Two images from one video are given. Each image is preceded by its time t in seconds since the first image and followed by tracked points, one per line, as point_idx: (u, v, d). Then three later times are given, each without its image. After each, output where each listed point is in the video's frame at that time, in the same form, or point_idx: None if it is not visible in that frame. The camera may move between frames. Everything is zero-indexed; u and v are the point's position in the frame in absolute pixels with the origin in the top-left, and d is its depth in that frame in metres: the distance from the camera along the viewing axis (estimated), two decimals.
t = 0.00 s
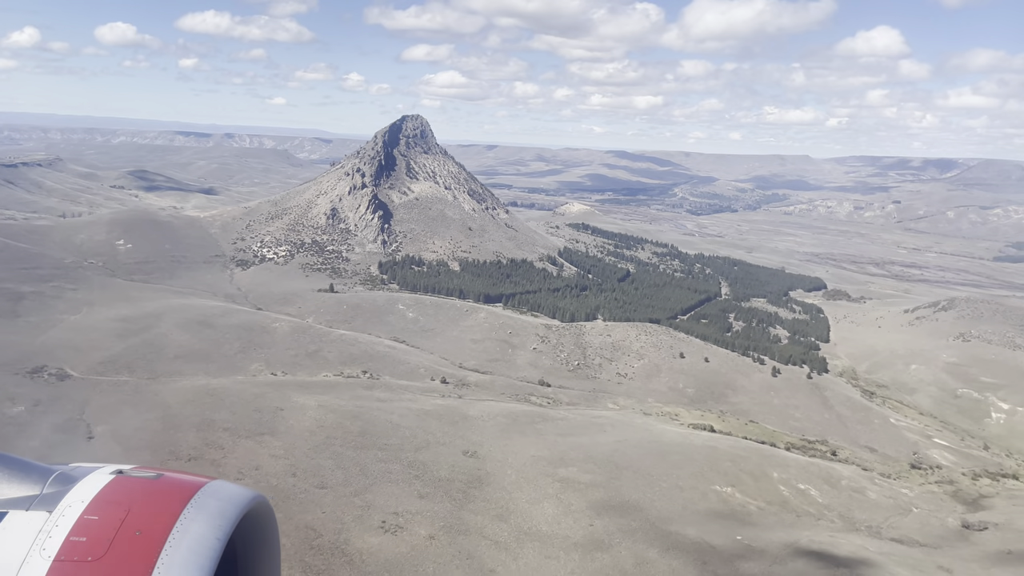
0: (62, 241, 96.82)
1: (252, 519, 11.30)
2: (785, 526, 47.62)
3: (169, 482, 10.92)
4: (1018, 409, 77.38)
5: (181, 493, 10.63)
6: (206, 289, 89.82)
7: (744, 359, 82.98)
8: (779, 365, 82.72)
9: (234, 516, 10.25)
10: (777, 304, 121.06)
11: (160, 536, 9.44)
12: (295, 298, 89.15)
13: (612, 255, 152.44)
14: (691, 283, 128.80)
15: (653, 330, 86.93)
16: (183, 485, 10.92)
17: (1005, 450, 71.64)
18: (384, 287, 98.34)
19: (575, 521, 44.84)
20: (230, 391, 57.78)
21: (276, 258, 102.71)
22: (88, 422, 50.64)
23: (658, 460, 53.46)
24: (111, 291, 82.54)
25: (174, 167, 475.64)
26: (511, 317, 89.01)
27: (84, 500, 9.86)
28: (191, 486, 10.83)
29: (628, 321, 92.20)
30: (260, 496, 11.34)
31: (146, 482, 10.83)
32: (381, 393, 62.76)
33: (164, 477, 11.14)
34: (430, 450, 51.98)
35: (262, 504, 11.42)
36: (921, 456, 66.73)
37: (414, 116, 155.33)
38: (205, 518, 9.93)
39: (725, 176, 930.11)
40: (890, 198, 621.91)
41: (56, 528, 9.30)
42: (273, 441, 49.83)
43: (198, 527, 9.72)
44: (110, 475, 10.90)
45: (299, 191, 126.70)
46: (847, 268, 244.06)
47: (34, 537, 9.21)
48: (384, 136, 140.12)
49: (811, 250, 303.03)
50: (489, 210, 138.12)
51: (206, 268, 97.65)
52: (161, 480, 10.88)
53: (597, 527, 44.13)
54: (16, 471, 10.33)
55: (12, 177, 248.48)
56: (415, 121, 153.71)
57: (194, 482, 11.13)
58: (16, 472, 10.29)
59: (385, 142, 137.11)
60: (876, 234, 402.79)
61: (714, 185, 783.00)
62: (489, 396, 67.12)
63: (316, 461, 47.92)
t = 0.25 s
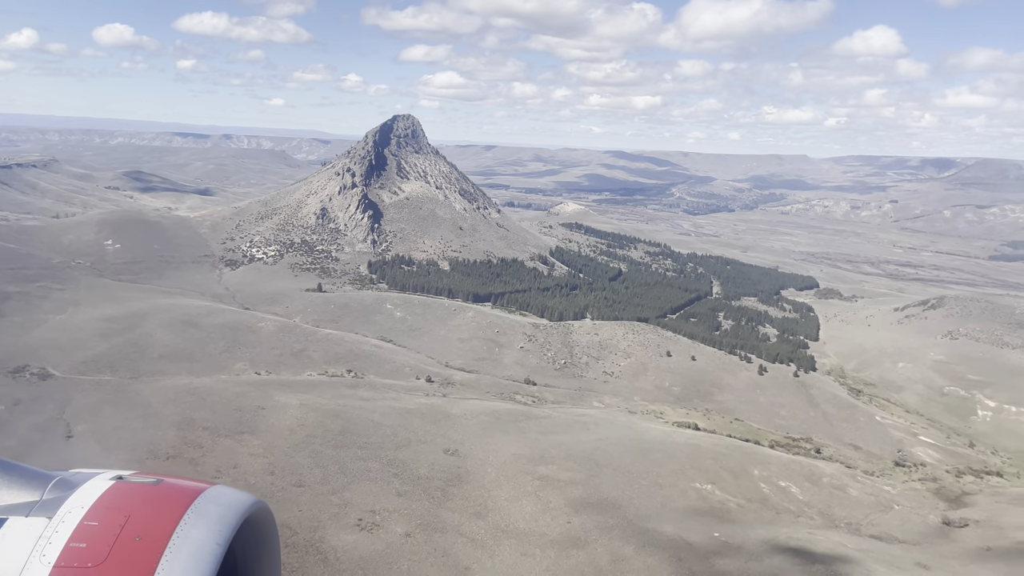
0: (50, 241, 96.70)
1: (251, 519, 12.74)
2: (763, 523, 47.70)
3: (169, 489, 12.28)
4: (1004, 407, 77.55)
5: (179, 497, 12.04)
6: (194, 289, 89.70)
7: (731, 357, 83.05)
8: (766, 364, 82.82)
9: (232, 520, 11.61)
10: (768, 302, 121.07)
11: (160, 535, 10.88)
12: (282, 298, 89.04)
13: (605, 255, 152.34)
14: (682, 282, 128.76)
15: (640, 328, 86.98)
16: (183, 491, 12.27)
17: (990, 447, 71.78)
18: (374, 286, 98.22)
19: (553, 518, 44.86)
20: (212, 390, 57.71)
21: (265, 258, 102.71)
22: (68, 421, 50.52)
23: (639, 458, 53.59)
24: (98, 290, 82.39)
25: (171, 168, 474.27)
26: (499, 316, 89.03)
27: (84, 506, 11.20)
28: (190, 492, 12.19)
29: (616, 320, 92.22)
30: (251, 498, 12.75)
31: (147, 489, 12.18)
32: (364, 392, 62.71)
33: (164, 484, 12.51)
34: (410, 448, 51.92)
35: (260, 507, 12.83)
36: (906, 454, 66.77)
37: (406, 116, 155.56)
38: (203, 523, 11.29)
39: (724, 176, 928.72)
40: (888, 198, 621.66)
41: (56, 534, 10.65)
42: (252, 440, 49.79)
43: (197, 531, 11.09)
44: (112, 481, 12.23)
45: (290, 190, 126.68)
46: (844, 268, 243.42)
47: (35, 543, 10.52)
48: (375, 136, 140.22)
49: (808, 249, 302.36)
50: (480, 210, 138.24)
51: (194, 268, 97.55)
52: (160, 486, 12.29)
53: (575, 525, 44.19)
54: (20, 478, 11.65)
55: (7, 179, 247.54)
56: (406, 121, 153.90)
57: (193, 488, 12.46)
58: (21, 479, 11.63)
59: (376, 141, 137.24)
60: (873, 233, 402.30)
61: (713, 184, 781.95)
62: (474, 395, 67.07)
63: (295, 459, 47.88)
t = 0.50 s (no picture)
0: (39, 241, 96.54)
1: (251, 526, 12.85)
2: (743, 519, 47.76)
3: (169, 495, 12.30)
4: (990, 404, 77.76)
5: (180, 503, 12.07)
6: (183, 288, 89.67)
7: (718, 355, 83.20)
8: (753, 361, 82.97)
9: (233, 527, 11.67)
10: (758, 301, 121.31)
11: (162, 542, 10.89)
12: (270, 297, 89.02)
13: (597, 253, 152.49)
14: (673, 281, 128.91)
15: (628, 327, 87.11)
16: (184, 497, 12.30)
17: (975, 444, 71.94)
18: (363, 285, 98.21)
19: (530, 515, 44.87)
20: (195, 389, 57.60)
21: (255, 258, 102.68)
22: (48, 419, 50.32)
23: (621, 455, 53.61)
24: (85, 290, 82.27)
25: (167, 168, 473.91)
26: (487, 315, 89.11)
27: (84, 513, 11.24)
28: (190, 498, 12.23)
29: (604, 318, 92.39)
30: (252, 503, 12.84)
31: (147, 495, 12.20)
32: (348, 391, 62.66)
33: (165, 489, 12.53)
34: (391, 446, 51.88)
35: (260, 512, 12.92)
36: (890, 450, 66.87)
37: (397, 115, 155.84)
38: (205, 529, 11.33)
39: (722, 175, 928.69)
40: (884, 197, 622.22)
41: (56, 541, 10.70)
42: (232, 438, 49.72)
43: (199, 537, 11.13)
44: (111, 487, 12.25)
45: (280, 189, 126.76)
46: (838, 266, 243.75)
47: (36, 549, 10.61)
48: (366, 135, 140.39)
49: (803, 248, 302.76)
50: (472, 209, 138.43)
51: (184, 267, 97.52)
52: (161, 491, 12.29)
53: (552, 521, 44.21)
54: (23, 487, 11.81)
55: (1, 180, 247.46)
56: (398, 121, 154.10)
57: (193, 494, 12.51)
58: (22, 489, 11.76)
59: (367, 141, 137.46)
60: (869, 232, 402.73)
61: (710, 184, 782.11)
62: (460, 393, 67.08)
63: (275, 458, 47.82)
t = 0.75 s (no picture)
0: (27, 240, 96.34)
1: (252, 528, 13.53)
2: (723, 515, 47.85)
3: (171, 501, 12.94)
4: (976, 401, 77.93)
5: (181, 509, 12.69)
6: (171, 288, 89.59)
7: (706, 352, 83.37)
8: (740, 358, 83.14)
9: (234, 531, 12.33)
10: (749, 298, 121.50)
11: (165, 547, 11.50)
12: (259, 296, 88.97)
13: (590, 252, 152.61)
14: (665, 279, 129.03)
15: (616, 325, 87.23)
16: (186, 503, 12.93)
17: (961, 440, 72.02)
18: (352, 284, 98.17)
19: (509, 512, 44.86)
20: (178, 388, 57.52)
21: (244, 257, 102.66)
22: (29, 417, 50.10)
23: (602, 452, 53.71)
24: (73, 289, 82.12)
25: (164, 168, 472.82)
26: (475, 313, 89.18)
27: (87, 518, 11.87)
28: (191, 504, 12.86)
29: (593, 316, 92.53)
30: (247, 506, 13.57)
31: (150, 501, 12.84)
32: (333, 389, 62.65)
33: (167, 495, 13.18)
34: (372, 444, 51.87)
35: (260, 516, 13.58)
36: (875, 447, 66.98)
37: (389, 114, 156.19)
38: (207, 534, 11.98)
39: (720, 174, 928.01)
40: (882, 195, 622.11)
41: (60, 546, 11.32)
42: (212, 436, 49.67)
43: (201, 541, 11.77)
44: (115, 492, 12.88)
45: (271, 189, 126.94)
46: (833, 264, 243.62)
47: (39, 553, 11.25)
48: (357, 134, 140.72)
49: (799, 246, 302.66)
50: (464, 208, 138.70)
51: (173, 267, 97.45)
52: (162, 497, 13.00)
53: (530, 518, 44.21)
54: (31, 495, 12.56)
55: None
56: (389, 120, 154.48)
57: (194, 500, 13.14)
58: (28, 496, 12.48)
59: (358, 140, 137.83)
60: (866, 230, 402.62)
61: (708, 182, 781.37)
62: (444, 391, 67.12)
63: (255, 455, 47.77)
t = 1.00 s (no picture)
0: (17, 240, 96.26)
1: (254, 532, 12.80)
2: (703, 511, 47.88)
3: (174, 503, 12.14)
4: (964, 397, 78.03)
5: (182, 511, 11.92)
6: (160, 287, 89.60)
7: (693, 350, 83.57)
8: (727, 355, 83.38)
9: (237, 535, 11.60)
10: (741, 296, 121.69)
11: (167, 551, 10.76)
12: (248, 295, 88.98)
13: (583, 250, 152.69)
14: (657, 276, 129.17)
15: (604, 322, 87.37)
16: (188, 505, 12.15)
17: (947, 436, 72.04)
18: (342, 283, 98.19)
19: (488, 509, 44.85)
20: (161, 386, 57.44)
21: (234, 256, 102.75)
22: (9, 416, 49.94)
23: (584, 449, 53.79)
24: (61, 288, 82.04)
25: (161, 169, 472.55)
26: (464, 311, 89.29)
27: (89, 522, 11.07)
28: (194, 506, 12.09)
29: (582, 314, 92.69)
30: (253, 509, 12.78)
31: (151, 503, 12.02)
32: (317, 386, 62.63)
33: (170, 497, 12.37)
34: (354, 441, 51.90)
35: (262, 519, 12.87)
36: (860, 443, 67.05)
37: (381, 113, 156.68)
38: (210, 539, 11.23)
39: (718, 172, 927.63)
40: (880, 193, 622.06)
41: (61, 551, 10.52)
42: (193, 434, 49.66)
43: (204, 545, 11.06)
44: (117, 496, 12.07)
45: (261, 188, 127.40)
46: (829, 262, 243.68)
47: (40, 559, 10.41)
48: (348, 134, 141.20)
49: (795, 244, 302.78)
50: (455, 206, 139.08)
51: (162, 266, 97.46)
52: (166, 499, 12.15)
53: (507, 514, 44.23)
54: (28, 494, 11.68)
55: None
56: (381, 119, 154.95)
57: (196, 501, 12.37)
58: (26, 496, 11.58)
59: (349, 139, 138.39)
60: (863, 228, 402.68)
61: (706, 181, 781.05)
62: (430, 388, 67.12)
63: (234, 453, 47.69)
